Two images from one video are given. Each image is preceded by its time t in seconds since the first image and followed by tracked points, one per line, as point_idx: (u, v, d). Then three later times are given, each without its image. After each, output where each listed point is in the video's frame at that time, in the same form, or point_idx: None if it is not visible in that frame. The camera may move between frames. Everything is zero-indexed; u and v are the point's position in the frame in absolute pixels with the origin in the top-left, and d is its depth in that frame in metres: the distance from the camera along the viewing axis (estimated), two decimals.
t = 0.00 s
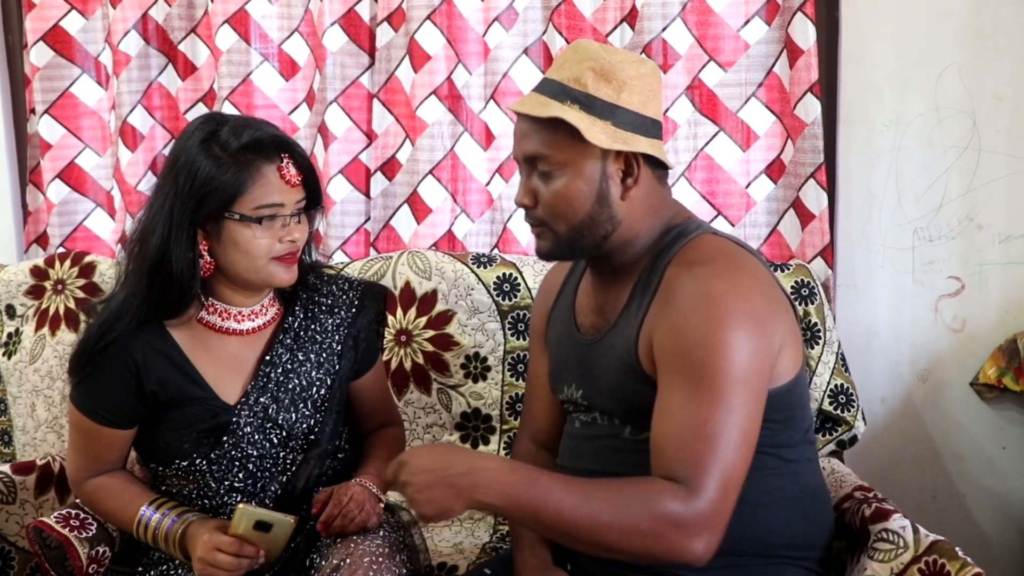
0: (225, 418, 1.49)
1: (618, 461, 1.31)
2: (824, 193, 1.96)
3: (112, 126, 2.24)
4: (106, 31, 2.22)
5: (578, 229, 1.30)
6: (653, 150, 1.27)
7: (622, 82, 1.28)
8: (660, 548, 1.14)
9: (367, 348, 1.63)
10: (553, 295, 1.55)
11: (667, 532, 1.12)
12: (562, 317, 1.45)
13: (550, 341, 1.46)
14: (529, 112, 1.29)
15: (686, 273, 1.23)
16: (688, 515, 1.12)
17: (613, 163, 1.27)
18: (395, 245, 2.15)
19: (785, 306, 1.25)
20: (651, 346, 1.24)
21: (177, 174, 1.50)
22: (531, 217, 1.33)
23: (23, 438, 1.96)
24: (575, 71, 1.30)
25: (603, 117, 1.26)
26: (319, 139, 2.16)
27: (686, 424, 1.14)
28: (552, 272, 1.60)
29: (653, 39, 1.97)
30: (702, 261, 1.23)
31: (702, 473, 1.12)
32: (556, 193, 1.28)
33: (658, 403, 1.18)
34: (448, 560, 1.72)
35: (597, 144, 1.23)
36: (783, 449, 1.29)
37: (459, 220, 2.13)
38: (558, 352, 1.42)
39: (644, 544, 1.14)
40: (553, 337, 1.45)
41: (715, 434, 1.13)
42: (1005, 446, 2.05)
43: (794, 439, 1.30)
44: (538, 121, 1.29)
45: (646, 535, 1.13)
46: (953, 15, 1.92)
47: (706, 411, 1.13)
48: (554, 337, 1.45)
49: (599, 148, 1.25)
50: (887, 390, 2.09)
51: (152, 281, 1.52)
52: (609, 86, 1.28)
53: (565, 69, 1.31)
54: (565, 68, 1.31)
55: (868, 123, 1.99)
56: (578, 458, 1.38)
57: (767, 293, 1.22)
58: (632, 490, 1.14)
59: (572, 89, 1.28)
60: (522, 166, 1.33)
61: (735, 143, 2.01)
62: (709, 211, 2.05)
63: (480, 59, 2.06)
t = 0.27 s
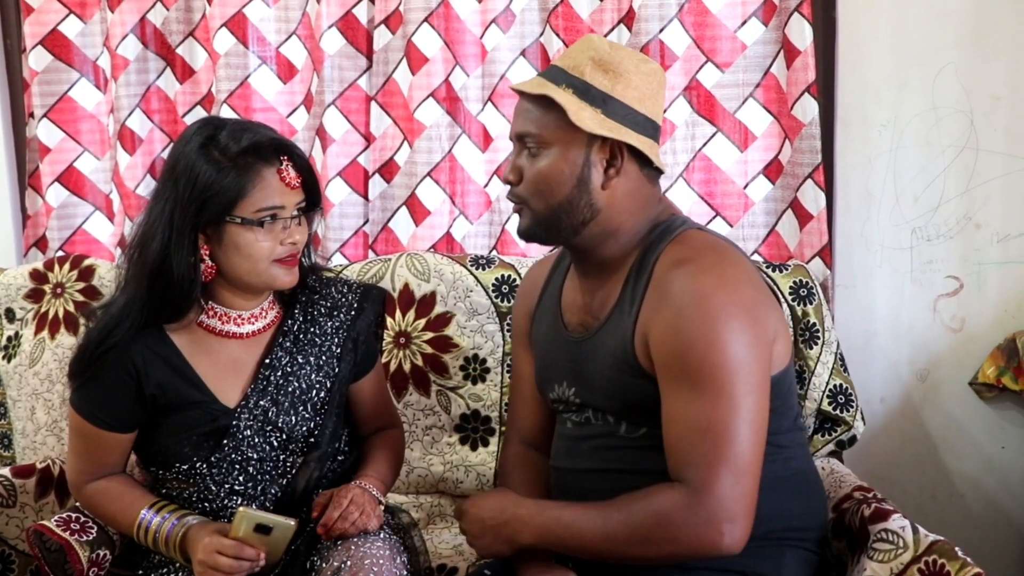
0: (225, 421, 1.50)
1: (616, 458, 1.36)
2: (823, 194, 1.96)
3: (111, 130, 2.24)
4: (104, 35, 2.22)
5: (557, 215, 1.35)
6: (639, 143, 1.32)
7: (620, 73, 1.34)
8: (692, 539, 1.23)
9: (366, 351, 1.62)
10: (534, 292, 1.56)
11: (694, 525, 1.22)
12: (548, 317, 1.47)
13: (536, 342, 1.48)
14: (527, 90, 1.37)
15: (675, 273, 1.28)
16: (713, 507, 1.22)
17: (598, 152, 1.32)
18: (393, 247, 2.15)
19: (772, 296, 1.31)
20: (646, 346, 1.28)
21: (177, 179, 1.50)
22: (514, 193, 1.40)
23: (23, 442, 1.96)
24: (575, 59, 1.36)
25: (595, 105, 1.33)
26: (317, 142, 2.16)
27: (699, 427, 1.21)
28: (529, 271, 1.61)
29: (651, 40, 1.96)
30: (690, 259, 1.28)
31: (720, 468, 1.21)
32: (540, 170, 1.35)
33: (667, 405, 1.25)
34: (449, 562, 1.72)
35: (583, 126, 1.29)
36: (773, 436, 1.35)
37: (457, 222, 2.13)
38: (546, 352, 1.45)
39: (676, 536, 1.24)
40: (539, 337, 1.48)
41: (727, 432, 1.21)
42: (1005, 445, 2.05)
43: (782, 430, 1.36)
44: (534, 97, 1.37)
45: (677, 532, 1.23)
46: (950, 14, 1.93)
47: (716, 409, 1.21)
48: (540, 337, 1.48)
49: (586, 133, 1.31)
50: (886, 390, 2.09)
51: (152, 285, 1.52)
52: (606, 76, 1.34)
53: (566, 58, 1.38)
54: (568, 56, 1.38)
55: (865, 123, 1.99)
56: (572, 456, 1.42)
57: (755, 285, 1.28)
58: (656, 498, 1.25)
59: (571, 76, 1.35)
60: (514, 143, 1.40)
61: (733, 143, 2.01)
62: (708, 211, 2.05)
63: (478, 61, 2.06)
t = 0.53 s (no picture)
0: (222, 422, 1.50)
1: (617, 454, 1.37)
2: (819, 194, 1.96)
3: (108, 130, 2.24)
4: (101, 35, 2.22)
5: (556, 199, 1.36)
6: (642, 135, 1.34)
7: (629, 66, 1.37)
8: (687, 534, 1.25)
9: (364, 352, 1.62)
10: (516, 298, 1.55)
11: (691, 519, 1.24)
12: (542, 312, 1.46)
13: (530, 338, 1.47)
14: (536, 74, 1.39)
15: (680, 268, 1.30)
16: (710, 501, 1.23)
17: (600, 142, 1.35)
18: (391, 248, 2.15)
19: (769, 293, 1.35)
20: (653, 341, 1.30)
21: (175, 179, 1.50)
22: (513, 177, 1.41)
23: (20, 442, 1.96)
24: (584, 51, 1.39)
25: (602, 95, 1.35)
26: (314, 142, 2.16)
27: (701, 421, 1.23)
28: (512, 268, 1.59)
29: (648, 41, 1.97)
30: (695, 255, 1.30)
31: (719, 462, 1.23)
32: (543, 154, 1.36)
33: (670, 398, 1.26)
34: (445, 563, 1.71)
35: (590, 113, 1.32)
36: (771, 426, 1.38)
37: (454, 223, 2.13)
38: (543, 348, 1.44)
39: (672, 530, 1.25)
40: (534, 332, 1.47)
41: (728, 426, 1.23)
42: (1001, 446, 2.05)
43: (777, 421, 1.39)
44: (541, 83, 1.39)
45: (673, 526, 1.25)
46: (946, 15, 1.93)
47: (718, 402, 1.23)
48: (534, 333, 1.47)
49: (592, 120, 1.34)
50: (883, 390, 2.09)
51: (150, 285, 1.52)
52: (614, 68, 1.37)
53: (576, 51, 1.41)
54: (577, 49, 1.41)
55: (863, 124, 2.00)
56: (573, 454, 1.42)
57: (756, 283, 1.30)
58: (652, 492, 1.27)
59: (580, 66, 1.37)
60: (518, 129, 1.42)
61: (730, 144, 2.02)
62: (705, 212, 2.05)
63: (475, 62, 2.07)
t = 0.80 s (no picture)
0: (221, 421, 1.50)
1: (625, 456, 1.37)
2: (818, 196, 1.96)
3: (107, 129, 2.24)
4: (100, 34, 2.22)
5: (571, 195, 1.37)
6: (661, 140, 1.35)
7: (653, 72, 1.38)
8: (694, 535, 1.24)
9: (362, 351, 1.62)
10: (529, 301, 1.56)
11: (698, 520, 1.23)
12: (553, 314, 1.47)
13: (541, 339, 1.48)
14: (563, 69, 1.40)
15: (692, 270, 1.30)
16: (718, 502, 1.22)
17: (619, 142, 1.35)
18: (389, 248, 2.15)
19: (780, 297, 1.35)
20: (664, 342, 1.30)
21: (175, 179, 1.50)
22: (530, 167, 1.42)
23: (17, 442, 1.95)
24: (611, 56, 1.40)
25: (626, 96, 1.35)
26: (313, 142, 2.15)
27: (709, 421, 1.23)
28: (524, 272, 1.60)
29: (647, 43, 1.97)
30: (707, 257, 1.31)
31: (728, 463, 1.22)
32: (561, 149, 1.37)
33: (680, 399, 1.26)
34: (443, 563, 1.70)
35: (613, 111, 1.32)
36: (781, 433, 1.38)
37: (453, 223, 2.13)
38: (554, 350, 1.44)
39: (679, 531, 1.24)
40: (545, 335, 1.47)
41: (736, 427, 1.22)
42: (999, 448, 2.06)
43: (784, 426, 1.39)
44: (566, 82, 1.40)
45: (680, 526, 1.24)
46: (945, 18, 1.93)
47: (727, 403, 1.22)
48: (545, 335, 1.47)
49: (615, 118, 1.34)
50: (881, 392, 2.09)
51: (148, 284, 1.52)
52: (641, 73, 1.38)
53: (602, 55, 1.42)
54: (605, 53, 1.42)
55: (862, 126, 2.00)
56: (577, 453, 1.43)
57: (767, 286, 1.30)
58: (659, 494, 1.26)
59: (605, 66, 1.39)
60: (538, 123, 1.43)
61: (729, 146, 2.02)
62: (703, 214, 2.05)
63: (475, 63, 2.07)
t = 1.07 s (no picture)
0: (216, 420, 1.49)
1: (630, 454, 1.36)
2: (814, 197, 1.97)
3: (103, 128, 2.23)
4: (97, 33, 2.22)
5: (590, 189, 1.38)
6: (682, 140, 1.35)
7: (677, 73, 1.39)
8: (691, 535, 1.23)
9: (358, 350, 1.62)
10: (550, 296, 1.56)
11: (696, 520, 1.22)
12: (570, 313, 1.48)
13: (556, 337, 1.49)
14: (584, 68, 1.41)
15: (710, 270, 1.30)
16: (718, 504, 1.22)
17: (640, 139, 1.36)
18: (386, 248, 2.15)
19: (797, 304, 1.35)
20: (677, 340, 1.30)
21: (171, 177, 1.50)
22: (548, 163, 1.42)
23: (13, 443, 1.93)
24: (635, 57, 1.40)
25: (648, 95, 1.36)
26: (310, 142, 2.14)
27: (717, 420, 1.22)
28: (546, 272, 1.61)
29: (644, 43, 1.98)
30: (725, 259, 1.30)
31: (731, 463, 1.22)
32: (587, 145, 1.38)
33: (688, 397, 1.25)
34: (439, 564, 1.71)
35: (636, 109, 1.33)
36: (791, 440, 1.38)
37: (450, 223, 2.13)
38: (568, 347, 1.45)
39: (677, 532, 1.24)
40: (560, 333, 1.48)
41: (744, 428, 1.22)
42: (994, 449, 2.06)
43: (795, 435, 1.38)
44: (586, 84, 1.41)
45: (678, 526, 1.23)
46: (942, 19, 1.93)
47: (736, 404, 1.22)
48: (561, 332, 1.48)
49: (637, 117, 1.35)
50: (877, 393, 2.10)
51: (144, 283, 1.51)
52: (666, 75, 1.38)
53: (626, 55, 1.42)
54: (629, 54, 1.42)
55: (859, 126, 2.00)
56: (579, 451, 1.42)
57: (784, 291, 1.30)
58: (658, 499, 1.26)
59: (628, 66, 1.39)
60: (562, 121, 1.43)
61: (726, 146, 2.02)
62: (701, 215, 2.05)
63: (472, 63, 2.07)
